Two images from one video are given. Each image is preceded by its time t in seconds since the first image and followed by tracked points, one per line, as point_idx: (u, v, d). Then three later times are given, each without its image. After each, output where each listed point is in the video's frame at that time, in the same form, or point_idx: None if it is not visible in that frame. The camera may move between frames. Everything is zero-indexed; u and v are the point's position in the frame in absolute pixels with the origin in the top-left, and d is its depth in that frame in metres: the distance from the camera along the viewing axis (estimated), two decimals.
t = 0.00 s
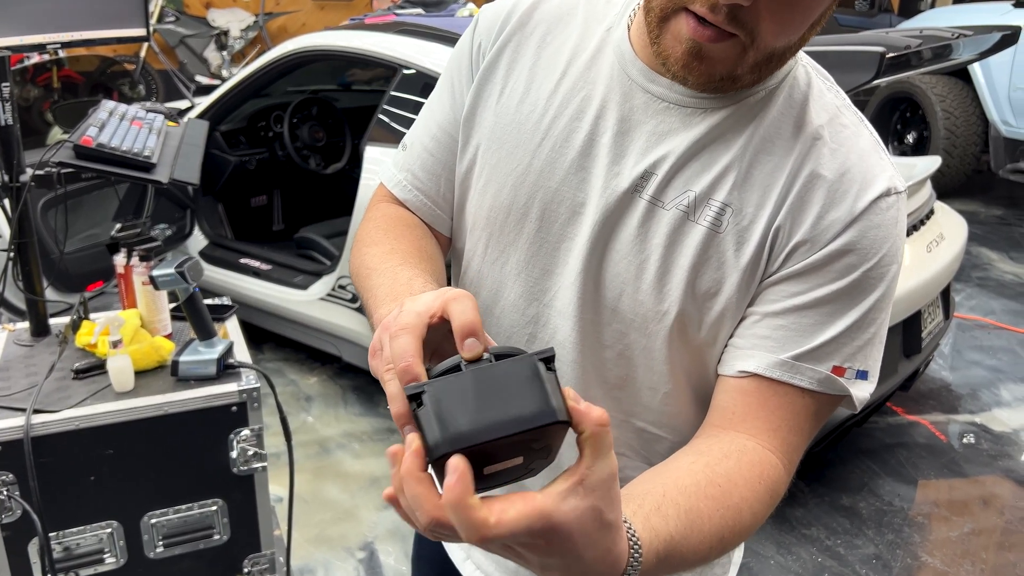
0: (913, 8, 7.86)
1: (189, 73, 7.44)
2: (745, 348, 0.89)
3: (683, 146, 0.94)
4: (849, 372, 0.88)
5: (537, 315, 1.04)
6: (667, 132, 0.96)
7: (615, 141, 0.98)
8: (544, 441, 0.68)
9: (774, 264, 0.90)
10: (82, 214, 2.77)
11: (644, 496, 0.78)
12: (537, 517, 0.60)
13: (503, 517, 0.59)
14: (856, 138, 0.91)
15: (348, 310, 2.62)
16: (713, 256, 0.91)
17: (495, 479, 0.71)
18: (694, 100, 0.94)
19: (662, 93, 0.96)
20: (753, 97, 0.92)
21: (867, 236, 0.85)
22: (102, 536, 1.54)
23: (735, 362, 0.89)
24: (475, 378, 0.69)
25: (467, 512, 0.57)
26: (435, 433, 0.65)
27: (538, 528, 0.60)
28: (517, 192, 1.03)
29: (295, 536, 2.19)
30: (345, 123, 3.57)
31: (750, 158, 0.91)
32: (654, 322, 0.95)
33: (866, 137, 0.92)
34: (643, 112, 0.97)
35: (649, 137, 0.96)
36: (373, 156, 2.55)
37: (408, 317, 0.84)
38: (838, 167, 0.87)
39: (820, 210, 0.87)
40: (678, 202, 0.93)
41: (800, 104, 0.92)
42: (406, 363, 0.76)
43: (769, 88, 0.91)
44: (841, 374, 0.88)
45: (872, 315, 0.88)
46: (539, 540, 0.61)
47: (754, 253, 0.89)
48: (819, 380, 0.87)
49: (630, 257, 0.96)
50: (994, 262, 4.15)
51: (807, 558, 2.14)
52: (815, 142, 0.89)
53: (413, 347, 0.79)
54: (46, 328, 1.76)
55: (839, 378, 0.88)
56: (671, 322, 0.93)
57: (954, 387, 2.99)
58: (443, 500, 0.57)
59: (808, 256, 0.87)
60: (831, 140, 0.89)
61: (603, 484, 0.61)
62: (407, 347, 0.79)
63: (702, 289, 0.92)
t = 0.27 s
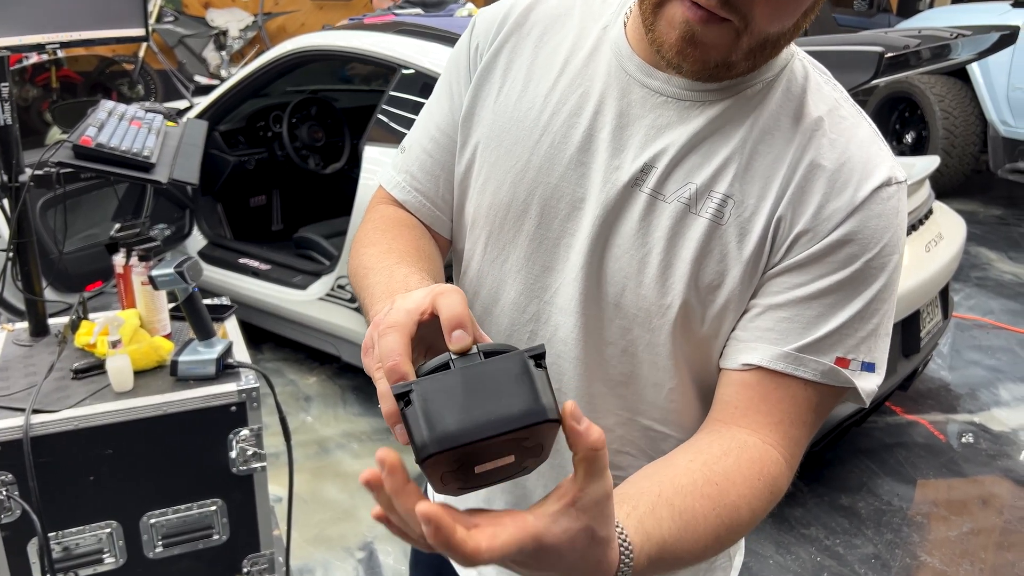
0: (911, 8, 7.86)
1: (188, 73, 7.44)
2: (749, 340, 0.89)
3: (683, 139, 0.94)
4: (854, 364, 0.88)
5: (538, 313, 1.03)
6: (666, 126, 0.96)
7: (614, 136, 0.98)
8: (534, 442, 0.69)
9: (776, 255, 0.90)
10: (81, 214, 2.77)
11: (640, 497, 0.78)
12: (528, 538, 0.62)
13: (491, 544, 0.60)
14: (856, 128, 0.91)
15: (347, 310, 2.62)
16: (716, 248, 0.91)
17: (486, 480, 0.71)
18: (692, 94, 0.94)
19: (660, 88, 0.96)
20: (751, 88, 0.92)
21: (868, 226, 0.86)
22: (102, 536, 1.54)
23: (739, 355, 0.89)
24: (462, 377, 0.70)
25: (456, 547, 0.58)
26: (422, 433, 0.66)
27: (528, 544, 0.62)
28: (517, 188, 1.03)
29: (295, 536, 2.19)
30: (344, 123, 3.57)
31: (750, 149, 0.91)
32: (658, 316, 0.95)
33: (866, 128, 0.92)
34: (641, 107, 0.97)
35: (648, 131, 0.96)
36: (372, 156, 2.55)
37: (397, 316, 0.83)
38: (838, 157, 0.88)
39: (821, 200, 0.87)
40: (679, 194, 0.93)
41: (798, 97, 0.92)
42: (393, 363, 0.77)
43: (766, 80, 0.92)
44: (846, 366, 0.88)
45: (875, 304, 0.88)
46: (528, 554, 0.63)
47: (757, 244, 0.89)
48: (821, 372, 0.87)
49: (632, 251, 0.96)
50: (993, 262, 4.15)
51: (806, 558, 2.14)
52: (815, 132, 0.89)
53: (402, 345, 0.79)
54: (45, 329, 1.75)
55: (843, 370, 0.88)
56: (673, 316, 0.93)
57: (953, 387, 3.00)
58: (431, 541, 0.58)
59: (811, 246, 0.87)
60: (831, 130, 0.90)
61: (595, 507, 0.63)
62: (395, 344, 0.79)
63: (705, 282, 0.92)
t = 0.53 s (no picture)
0: (910, 8, 7.87)
1: (187, 73, 7.44)
2: (752, 338, 0.88)
3: (684, 136, 0.94)
4: (858, 361, 0.87)
5: (538, 311, 1.03)
6: (666, 123, 0.96)
7: (614, 134, 0.98)
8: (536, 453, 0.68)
9: (778, 251, 0.89)
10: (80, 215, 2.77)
11: (646, 487, 0.79)
12: (529, 517, 0.62)
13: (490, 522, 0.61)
14: (856, 125, 0.91)
15: (346, 310, 2.61)
16: (718, 244, 0.91)
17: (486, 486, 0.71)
18: (693, 91, 0.94)
19: (660, 85, 0.96)
20: (753, 85, 0.92)
21: (870, 221, 0.85)
22: (100, 537, 1.54)
23: (743, 352, 0.89)
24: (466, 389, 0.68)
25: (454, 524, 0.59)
26: (426, 447, 0.65)
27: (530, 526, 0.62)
28: (517, 186, 1.03)
29: (293, 536, 2.19)
30: (343, 123, 3.58)
31: (751, 146, 0.91)
32: (659, 313, 0.94)
33: (866, 125, 0.92)
34: (641, 105, 0.97)
35: (648, 129, 0.96)
36: (371, 156, 2.54)
37: (400, 322, 0.83)
38: (839, 153, 0.88)
39: (822, 196, 0.87)
40: (681, 190, 0.93)
41: (798, 94, 0.92)
42: (396, 372, 0.75)
43: (766, 77, 0.92)
44: (850, 362, 0.87)
45: (878, 300, 0.87)
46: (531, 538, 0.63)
47: (758, 240, 0.89)
48: (826, 368, 0.86)
49: (633, 248, 0.96)
50: (992, 261, 4.16)
51: (805, 558, 2.14)
52: (816, 128, 0.89)
53: (406, 353, 0.79)
54: (43, 329, 1.75)
55: (847, 366, 0.87)
56: (675, 312, 0.93)
57: (952, 387, 3.00)
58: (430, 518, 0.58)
59: (813, 242, 0.87)
60: (832, 126, 0.90)
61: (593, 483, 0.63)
62: (399, 352, 0.79)
63: (707, 278, 0.92)
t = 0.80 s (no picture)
0: (909, 8, 7.88)
1: (185, 74, 7.43)
2: (762, 328, 0.87)
3: (683, 128, 0.94)
4: (867, 348, 0.86)
5: (541, 305, 1.03)
6: (666, 116, 0.95)
7: (614, 128, 0.98)
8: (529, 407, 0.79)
9: (781, 240, 0.88)
10: (78, 215, 2.77)
11: (683, 488, 0.76)
12: None
13: None
14: (853, 115, 0.90)
15: (346, 311, 2.61)
16: (720, 233, 0.90)
17: (498, 448, 0.81)
18: (693, 82, 0.94)
19: (658, 79, 0.96)
20: (755, 71, 0.92)
21: (870, 207, 0.84)
22: (99, 538, 1.54)
23: (752, 344, 0.87)
24: (450, 363, 0.78)
25: None
26: (430, 424, 0.75)
27: None
28: (517, 182, 1.03)
29: (292, 537, 2.18)
30: (341, 124, 3.58)
31: (751, 135, 0.91)
32: (663, 304, 0.94)
33: (862, 114, 0.91)
34: (639, 99, 0.97)
35: (647, 122, 0.96)
36: (370, 156, 2.54)
37: (380, 315, 0.86)
38: (837, 141, 0.87)
39: (823, 181, 0.86)
40: (682, 181, 0.93)
41: (795, 85, 0.92)
42: (383, 364, 0.80)
43: (763, 68, 0.92)
44: (859, 350, 0.85)
45: (882, 288, 0.85)
46: None
47: (761, 227, 0.88)
48: (836, 357, 0.84)
49: (636, 240, 0.95)
50: (990, 261, 4.16)
51: (804, 558, 2.14)
52: (813, 116, 0.89)
53: (390, 343, 0.82)
54: (42, 330, 1.75)
55: (857, 354, 0.85)
56: (677, 302, 0.92)
57: (950, 387, 3.00)
58: None
59: (814, 230, 0.86)
60: (829, 114, 0.89)
61: None
62: (382, 343, 0.81)
63: (710, 268, 0.91)
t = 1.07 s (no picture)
0: (907, 9, 7.89)
1: (184, 74, 7.43)
2: (782, 327, 0.86)
3: (682, 125, 0.94)
4: (884, 337, 0.84)
5: (546, 304, 1.03)
6: (665, 113, 0.95)
7: (613, 127, 0.98)
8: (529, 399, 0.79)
9: (790, 236, 0.87)
10: (77, 215, 2.77)
11: (704, 496, 0.76)
12: None
13: None
14: (852, 107, 0.89)
15: (345, 311, 2.61)
16: (726, 227, 0.89)
17: (500, 442, 0.81)
18: (691, 79, 0.94)
19: (655, 77, 0.96)
20: (751, 67, 0.92)
21: (876, 199, 0.83)
22: (98, 538, 1.54)
23: (774, 343, 0.86)
24: (448, 360, 0.78)
25: None
26: (430, 421, 0.75)
27: None
28: (519, 183, 1.03)
29: (292, 537, 2.18)
30: (340, 124, 3.59)
31: (753, 130, 0.90)
32: (670, 299, 0.93)
33: (859, 106, 0.90)
34: (637, 97, 0.97)
35: (646, 120, 0.96)
36: (369, 157, 2.54)
37: (380, 316, 0.85)
38: (838, 134, 0.86)
39: (827, 176, 0.85)
40: (685, 177, 0.92)
41: (791, 80, 0.91)
42: (383, 364, 0.80)
43: (758, 63, 0.92)
44: (877, 339, 0.84)
45: (893, 276, 0.83)
46: None
47: (767, 222, 0.87)
48: (856, 348, 0.83)
49: (640, 236, 0.94)
50: (989, 261, 4.16)
51: (803, 558, 2.14)
52: (812, 110, 0.88)
53: (390, 343, 0.82)
54: (41, 330, 1.75)
55: (876, 343, 0.84)
56: (683, 298, 0.92)
57: (949, 386, 3.00)
58: None
59: (821, 225, 0.84)
60: (828, 108, 0.88)
61: None
62: (382, 343, 0.81)
63: (717, 262, 0.90)
